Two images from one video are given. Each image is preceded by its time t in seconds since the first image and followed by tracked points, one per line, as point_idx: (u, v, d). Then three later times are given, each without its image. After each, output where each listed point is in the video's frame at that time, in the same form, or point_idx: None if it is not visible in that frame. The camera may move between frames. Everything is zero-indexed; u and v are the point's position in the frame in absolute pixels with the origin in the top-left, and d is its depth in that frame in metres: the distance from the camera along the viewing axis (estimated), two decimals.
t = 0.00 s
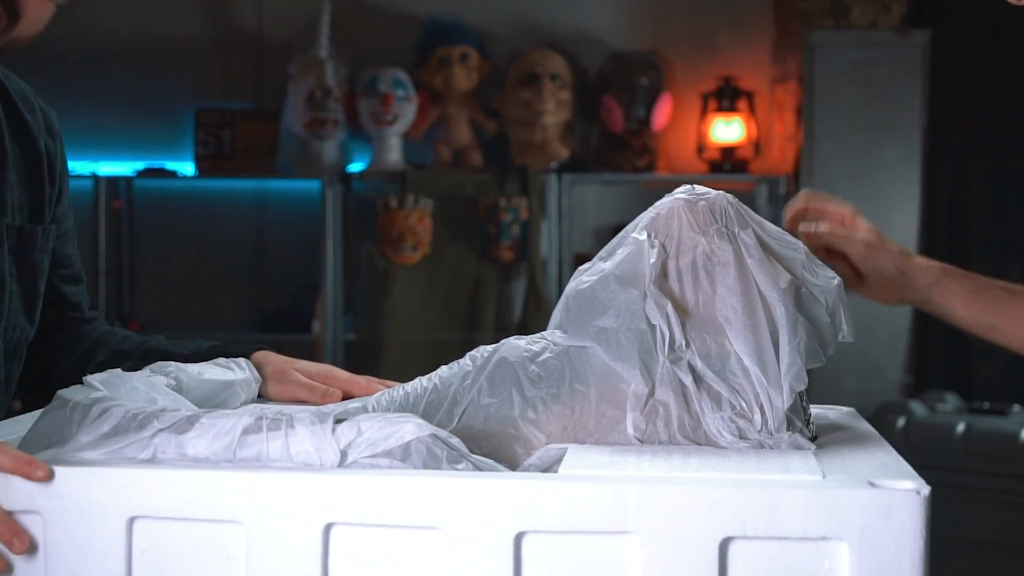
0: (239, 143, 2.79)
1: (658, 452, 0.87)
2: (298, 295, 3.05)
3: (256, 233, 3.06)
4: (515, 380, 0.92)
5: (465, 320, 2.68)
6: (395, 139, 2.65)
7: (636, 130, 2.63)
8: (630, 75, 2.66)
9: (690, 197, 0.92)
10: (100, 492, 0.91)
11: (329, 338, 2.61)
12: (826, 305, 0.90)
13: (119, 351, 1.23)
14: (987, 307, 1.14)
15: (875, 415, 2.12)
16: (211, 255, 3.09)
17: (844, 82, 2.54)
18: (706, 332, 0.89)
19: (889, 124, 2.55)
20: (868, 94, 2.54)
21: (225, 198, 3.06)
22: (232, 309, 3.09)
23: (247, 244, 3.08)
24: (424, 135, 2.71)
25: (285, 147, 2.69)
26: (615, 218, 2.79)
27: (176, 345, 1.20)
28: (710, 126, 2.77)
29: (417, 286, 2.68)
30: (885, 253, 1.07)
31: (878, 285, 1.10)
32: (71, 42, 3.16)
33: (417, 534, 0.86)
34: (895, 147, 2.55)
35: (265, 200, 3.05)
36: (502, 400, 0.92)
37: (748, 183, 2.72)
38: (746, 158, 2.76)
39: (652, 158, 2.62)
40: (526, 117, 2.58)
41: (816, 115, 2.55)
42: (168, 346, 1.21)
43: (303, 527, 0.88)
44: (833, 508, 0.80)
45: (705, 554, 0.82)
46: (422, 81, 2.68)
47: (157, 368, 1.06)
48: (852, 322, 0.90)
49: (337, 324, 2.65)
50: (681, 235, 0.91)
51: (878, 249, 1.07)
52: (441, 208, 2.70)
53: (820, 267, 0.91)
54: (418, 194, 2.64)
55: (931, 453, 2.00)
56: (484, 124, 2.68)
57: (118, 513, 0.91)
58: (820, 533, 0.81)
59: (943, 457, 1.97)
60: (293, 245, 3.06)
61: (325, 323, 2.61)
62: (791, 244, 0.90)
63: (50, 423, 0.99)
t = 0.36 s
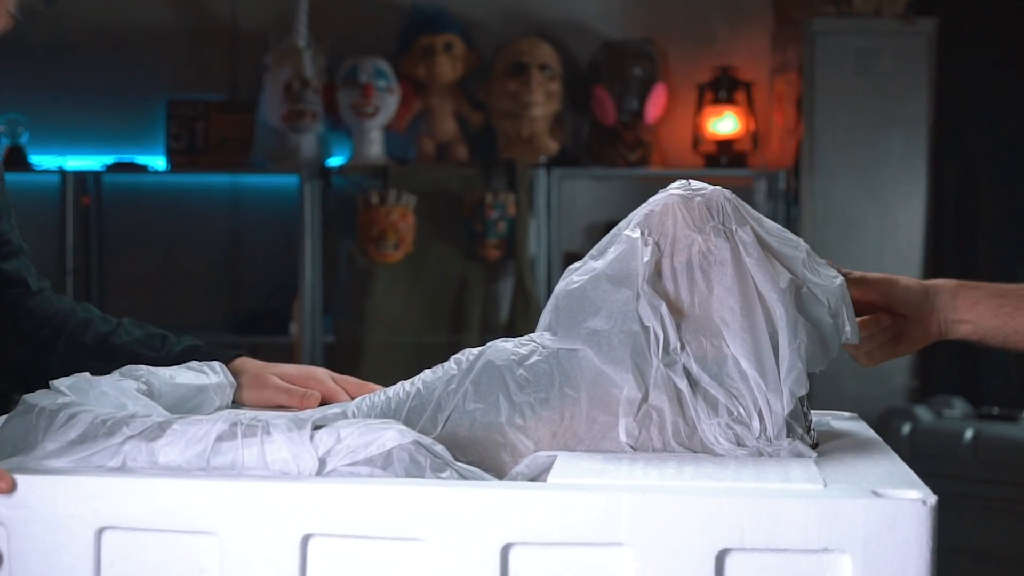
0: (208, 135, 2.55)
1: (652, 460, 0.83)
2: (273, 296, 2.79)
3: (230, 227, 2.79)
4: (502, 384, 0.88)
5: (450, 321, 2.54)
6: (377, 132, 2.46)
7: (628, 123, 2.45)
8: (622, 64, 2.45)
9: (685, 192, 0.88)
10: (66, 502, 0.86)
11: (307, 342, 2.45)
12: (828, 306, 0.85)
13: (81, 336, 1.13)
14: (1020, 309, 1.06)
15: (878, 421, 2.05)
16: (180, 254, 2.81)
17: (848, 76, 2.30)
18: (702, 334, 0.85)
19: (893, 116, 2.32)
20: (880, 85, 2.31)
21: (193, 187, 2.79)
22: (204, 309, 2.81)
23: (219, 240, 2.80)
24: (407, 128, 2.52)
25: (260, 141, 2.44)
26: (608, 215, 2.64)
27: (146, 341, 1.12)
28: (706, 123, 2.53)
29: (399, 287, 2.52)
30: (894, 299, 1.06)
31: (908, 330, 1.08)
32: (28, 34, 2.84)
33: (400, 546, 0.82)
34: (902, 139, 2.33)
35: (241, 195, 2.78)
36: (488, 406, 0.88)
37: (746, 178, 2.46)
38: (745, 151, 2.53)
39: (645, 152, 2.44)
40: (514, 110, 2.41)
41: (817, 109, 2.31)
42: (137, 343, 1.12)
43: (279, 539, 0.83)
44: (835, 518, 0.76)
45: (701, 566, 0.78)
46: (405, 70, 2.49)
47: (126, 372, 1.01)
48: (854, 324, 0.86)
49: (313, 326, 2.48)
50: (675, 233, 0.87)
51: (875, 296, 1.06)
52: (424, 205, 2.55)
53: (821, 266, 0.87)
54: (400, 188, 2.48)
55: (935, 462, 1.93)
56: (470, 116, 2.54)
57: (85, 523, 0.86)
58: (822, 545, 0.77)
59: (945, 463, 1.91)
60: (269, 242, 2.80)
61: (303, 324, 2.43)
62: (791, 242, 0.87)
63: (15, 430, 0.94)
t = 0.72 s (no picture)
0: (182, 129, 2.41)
1: (646, 467, 0.80)
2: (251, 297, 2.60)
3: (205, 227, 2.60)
4: (489, 389, 0.84)
5: (434, 325, 2.37)
6: (359, 125, 2.32)
7: (620, 115, 2.31)
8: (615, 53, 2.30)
9: (681, 187, 0.84)
10: (34, 511, 0.82)
11: (282, 346, 2.30)
12: (829, 308, 0.81)
13: (50, 292, 1.06)
14: (1001, 319, 0.99)
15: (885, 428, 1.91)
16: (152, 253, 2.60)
17: (849, 65, 2.18)
18: (698, 335, 0.82)
19: (898, 108, 2.20)
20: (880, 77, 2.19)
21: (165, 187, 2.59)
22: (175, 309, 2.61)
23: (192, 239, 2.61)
24: (389, 121, 2.37)
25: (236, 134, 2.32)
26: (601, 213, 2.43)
27: (120, 325, 1.06)
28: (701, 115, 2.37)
29: (381, 289, 2.36)
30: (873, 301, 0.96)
31: (885, 338, 0.97)
32: None
33: (382, 557, 0.78)
34: (908, 134, 2.20)
35: (216, 192, 2.58)
36: (475, 411, 0.84)
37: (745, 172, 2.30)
38: (744, 145, 2.35)
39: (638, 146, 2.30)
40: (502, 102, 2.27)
41: (818, 100, 2.19)
42: (110, 325, 1.06)
43: (256, 550, 0.79)
44: (837, 528, 0.73)
45: None
46: (387, 60, 2.35)
47: (96, 376, 0.96)
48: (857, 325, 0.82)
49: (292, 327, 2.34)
50: (670, 230, 0.83)
51: (861, 296, 0.95)
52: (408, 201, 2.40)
53: (824, 265, 0.83)
54: (382, 183, 2.35)
55: (944, 469, 1.79)
56: (454, 108, 2.41)
57: (54, 534, 0.82)
58: (823, 556, 0.73)
59: (958, 472, 1.77)
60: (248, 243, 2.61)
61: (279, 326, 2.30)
62: (791, 240, 0.83)
63: None
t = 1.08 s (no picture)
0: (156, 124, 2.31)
1: (639, 475, 0.76)
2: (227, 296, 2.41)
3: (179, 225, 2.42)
4: (476, 392, 0.80)
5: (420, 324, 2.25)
6: (339, 119, 2.22)
7: (613, 108, 2.20)
8: (606, 44, 2.22)
9: (676, 182, 0.81)
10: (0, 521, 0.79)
11: (259, 347, 2.20)
12: (831, 308, 0.78)
13: (5, 309, 0.99)
14: (997, 345, 0.98)
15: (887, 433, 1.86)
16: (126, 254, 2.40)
17: (853, 52, 2.11)
18: (694, 337, 0.79)
19: (903, 98, 2.12)
20: (886, 65, 2.12)
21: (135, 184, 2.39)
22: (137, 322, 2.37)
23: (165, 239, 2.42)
24: (372, 113, 2.25)
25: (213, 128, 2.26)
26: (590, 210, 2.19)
27: (83, 334, 1.02)
28: (695, 106, 2.23)
29: (364, 288, 2.26)
30: (884, 333, 0.93)
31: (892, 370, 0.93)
32: None
33: (363, 570, 0.75)
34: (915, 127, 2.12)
35: (193, 188, 2.41)
36: (461, 416, 0.80)
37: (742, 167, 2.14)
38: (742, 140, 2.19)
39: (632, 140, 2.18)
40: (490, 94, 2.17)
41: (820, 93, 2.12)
42: (72, 334, 1.01)
43: (231, 561, 0.76)
44: (841, 539, 0.69)
45: None
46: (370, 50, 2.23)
47: (66, 381, 0.93)
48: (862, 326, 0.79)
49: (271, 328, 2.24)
50: (665, 228, 0.80)
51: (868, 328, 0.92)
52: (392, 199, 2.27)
53: (826, 263, 0.80)
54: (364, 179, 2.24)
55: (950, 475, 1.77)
56: (440, 100, 2.25)
57: (21, 544, 0.79)
58: (825, 569, 0.69)
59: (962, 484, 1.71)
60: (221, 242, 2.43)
61: (259, 327, 2.21)
62: (792, 236, 0.80)
63: None
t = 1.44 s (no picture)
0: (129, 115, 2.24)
1: (633, 483, 0.73)
2: (203, 298, 2.38)
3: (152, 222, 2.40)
4: (463, 395, 0.77)
5: (405, 327, 2.17)
6: (321, 112, 2.17)
7: (606, 100, 2.14)
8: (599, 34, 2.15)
9: (670, 177, 0.78)
10: None
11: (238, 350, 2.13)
12: (838, 302, 0.75)
13: None
14: None
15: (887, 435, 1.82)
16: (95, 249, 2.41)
17: (856, 44, 2.06)
18: (690, 338, 0.76)
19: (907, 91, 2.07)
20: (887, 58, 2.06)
21: (110, 180, 2.40)
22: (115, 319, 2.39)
23: (139, 237, 2.42)
24: (355, 106, 2.20)
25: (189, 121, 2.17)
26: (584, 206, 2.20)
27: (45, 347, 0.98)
28: (691, 100, 2.19)
29: (347, 287, 2.17)
30: (907, 338, 0.93)
31: (915, 374, 0.93)
32: None
33: None
34: (918, 118, 2.07)
35: (165, 183, 2.39)
36: (447, 421, 0.77)
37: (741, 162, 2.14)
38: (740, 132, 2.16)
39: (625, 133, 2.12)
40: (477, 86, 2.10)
41: (822, 85, 2.07)
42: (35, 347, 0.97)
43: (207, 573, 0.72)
44: (842, 551, 0.65)
45: None
46: (353, 40, 2.18)
47: (38, 386, 0.89)
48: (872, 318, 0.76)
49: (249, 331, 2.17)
50: (659, 225, 0.77)
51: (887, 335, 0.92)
52: (378, 195, 2.19)
53: (828, 258, 0.77)
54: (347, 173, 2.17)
55: (960, 484, 1.68)
56: (425, 92, 2.19)
57: None
58: None
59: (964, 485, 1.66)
60: (198, 239, 2.40)
61: (236, 329, 2.14)
62: (792, 229, 0.77)
63: None
